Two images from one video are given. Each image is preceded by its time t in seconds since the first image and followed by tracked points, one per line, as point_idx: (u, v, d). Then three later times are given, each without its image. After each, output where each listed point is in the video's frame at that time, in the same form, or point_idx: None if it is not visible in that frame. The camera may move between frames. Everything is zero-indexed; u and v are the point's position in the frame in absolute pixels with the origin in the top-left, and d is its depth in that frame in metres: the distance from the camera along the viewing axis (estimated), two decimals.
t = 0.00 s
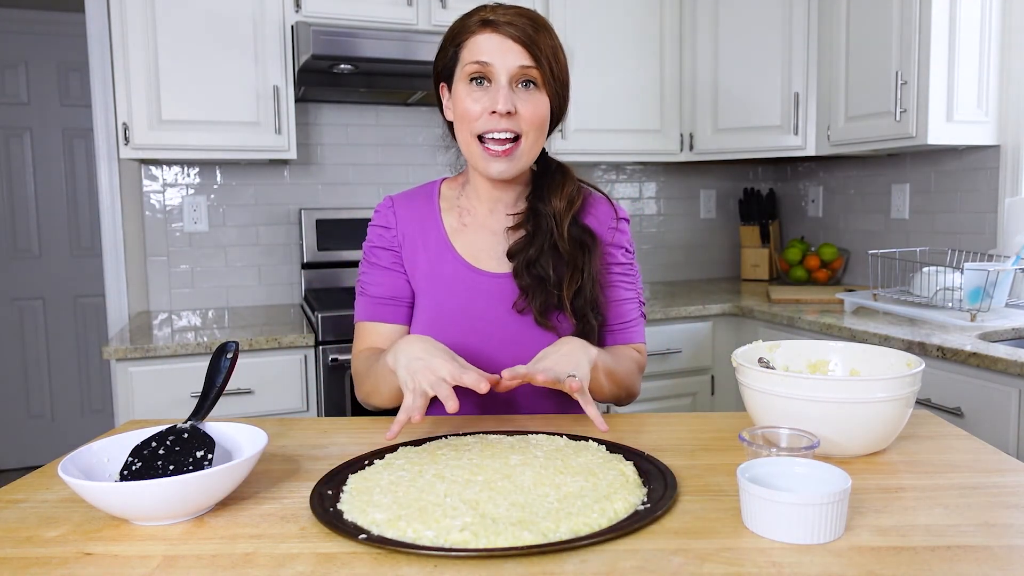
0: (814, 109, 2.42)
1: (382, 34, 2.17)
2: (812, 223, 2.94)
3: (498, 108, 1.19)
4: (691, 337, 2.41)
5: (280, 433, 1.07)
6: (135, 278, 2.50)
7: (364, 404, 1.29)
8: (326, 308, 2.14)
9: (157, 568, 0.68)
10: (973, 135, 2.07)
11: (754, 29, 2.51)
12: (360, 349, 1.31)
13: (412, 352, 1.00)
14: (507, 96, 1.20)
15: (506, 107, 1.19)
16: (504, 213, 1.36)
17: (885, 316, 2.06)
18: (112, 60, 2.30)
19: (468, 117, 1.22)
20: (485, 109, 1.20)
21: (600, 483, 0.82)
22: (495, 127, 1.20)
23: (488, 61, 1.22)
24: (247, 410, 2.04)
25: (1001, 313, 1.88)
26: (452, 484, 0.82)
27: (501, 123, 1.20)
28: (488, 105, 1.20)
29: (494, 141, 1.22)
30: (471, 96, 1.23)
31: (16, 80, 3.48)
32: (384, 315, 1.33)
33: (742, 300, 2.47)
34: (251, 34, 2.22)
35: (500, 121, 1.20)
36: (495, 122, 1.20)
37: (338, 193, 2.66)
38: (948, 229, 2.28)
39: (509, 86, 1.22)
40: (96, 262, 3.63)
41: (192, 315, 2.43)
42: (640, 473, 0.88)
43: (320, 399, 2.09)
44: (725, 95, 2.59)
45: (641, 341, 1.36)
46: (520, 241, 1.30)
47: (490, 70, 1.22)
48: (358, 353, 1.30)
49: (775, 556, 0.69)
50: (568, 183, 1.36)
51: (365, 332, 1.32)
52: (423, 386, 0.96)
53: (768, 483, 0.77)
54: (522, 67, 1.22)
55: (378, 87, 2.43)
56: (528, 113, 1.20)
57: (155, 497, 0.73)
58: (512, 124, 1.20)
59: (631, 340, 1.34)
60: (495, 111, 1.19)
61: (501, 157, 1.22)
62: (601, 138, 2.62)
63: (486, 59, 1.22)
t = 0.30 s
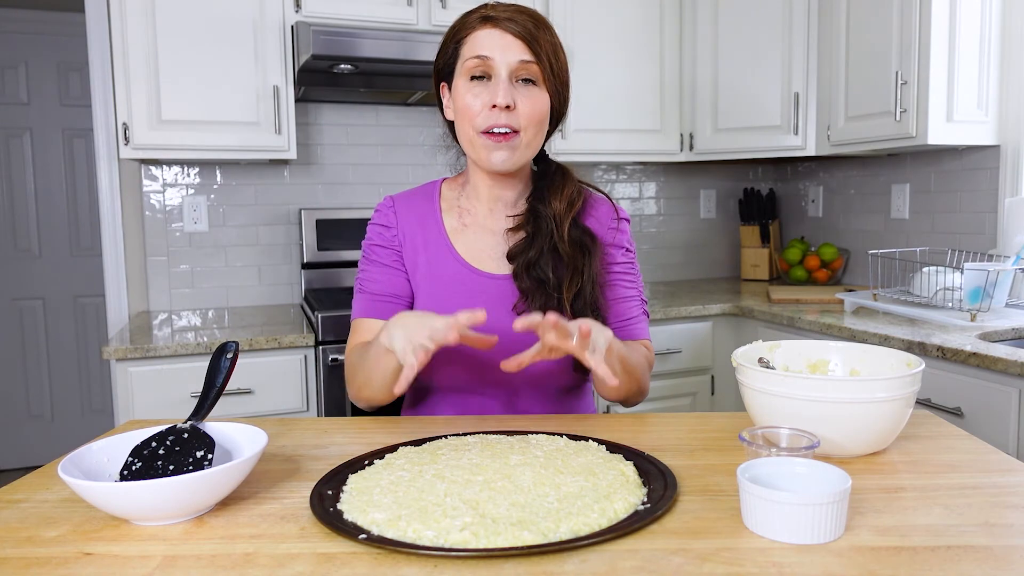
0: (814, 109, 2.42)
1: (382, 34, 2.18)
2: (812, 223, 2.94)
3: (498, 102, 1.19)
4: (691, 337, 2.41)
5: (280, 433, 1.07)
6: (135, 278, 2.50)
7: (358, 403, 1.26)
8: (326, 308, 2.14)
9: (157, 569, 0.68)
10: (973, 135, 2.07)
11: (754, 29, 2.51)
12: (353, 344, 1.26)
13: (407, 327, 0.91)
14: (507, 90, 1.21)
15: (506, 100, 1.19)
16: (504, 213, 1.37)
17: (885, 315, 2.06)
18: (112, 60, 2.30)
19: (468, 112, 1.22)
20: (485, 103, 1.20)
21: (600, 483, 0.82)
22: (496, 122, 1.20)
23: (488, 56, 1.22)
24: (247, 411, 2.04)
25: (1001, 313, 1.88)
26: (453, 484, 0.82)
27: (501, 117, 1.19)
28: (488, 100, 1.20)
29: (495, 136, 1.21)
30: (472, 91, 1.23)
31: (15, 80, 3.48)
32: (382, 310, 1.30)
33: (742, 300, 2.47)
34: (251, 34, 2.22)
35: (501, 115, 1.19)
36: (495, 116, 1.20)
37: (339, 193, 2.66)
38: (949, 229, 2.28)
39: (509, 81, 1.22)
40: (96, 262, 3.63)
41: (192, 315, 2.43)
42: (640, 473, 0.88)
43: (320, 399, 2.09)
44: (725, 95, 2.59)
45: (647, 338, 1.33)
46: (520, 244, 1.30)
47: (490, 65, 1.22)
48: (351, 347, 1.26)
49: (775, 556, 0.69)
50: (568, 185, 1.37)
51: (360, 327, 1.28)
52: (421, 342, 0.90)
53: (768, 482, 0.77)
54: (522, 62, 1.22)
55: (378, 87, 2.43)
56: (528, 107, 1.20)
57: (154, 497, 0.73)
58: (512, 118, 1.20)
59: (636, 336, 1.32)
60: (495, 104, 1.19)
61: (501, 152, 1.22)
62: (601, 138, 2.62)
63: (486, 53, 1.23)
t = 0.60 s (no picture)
0: (814, 109, 2.42)
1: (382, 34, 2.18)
2: (812, 223, 2.94)
3: (499, 99, 1.19)
4: (691, 337, 2.41)
5: (280, 433, 1.08)
6: (135, 278, 2.50)
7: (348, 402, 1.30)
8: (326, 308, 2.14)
9: (157, 568, 0.68)
10: (973, 135, 2.07)
11: (753, 29, 2.51)
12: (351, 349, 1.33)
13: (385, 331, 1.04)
14: (509, 87, 1.21)
15: (507, 97, 1.19)
16: (504, 214, 1.36)
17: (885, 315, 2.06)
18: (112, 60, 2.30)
19: (469, 108, 1.22)
20: (486, 100, 1.20)
21: (600, 483, 0.82)
22: (496, 118, 1.20)
23: (490, 53, 1.23)
24: (247, 411, 2.04)
25: (1001, 313, 1.88)
26: (452, 484, 0.82)
27: (502, 113, 1.19)
28: (489, 96, 1.20)
29: (495, 132, 1.21)
30: (473, 88, 1.23)
31: (15, 80, 3.48)
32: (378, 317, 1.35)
33: (742, 300, 2.47)
34: (251, 34, 2.22)
35: (501, 112, 1.19)
36: (496, 112, 1.20)
37: (339, 193, 2.66)
38: (949, 229, 2.28)
39: (511, 78, 1.22)
40: (96, 262, 3.63)
41: (192, 315, 2.43)
42: (640, 473, 0.88)
43: (320, 398, 2.09)
44: (725, 94, 2.59)
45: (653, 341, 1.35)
46: (523, 244, 1.30)
47: (493, 62, 1.22)
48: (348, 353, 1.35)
49: (775, 556, 0.69)
50: (570, 186, 1.37)
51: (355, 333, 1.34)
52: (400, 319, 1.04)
53: (768, 482, 0.77)
54: (524, 60, 1.22)
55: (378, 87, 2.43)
56: (529, 106, 1.20)
57: (154, 497, 0.73)
58: (513, 115, 1.20)
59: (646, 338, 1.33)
60: (496, 101, 1.19)
61: (501, 148, 1.22)
62: (601, 138, 2.62)
63: (489, 50, 1.23)
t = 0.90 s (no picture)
0: (814, 109, 2.42)
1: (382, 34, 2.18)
2: (812, 224, 2.94)
3: (503, 98, 1.19)
4: (691, 337, 2.41)
5: (280, 433, 1.08)
6: (136, 278, 2.50)
7: (360, 396, 1.27)
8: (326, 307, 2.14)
9: (157, 568, 0.68)
10: (973, 135, 2.07)
11: (753, 29, 2.51)
12: (354, 341, 1.26)
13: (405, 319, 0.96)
14: (513, 88, 1.21)
15: (511, 97, 1.19)
16: (506, 214, 1.36)
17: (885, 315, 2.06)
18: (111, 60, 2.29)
19: (473, 108, 1.22)
20: (490, 99, 1.20)
21: (600, 483, 0.82)
22: (500, 118, 1.20)
23: (495, 54, 1.23)
24: (247, 411, 2.04)
25: (1001, 313, 1.88)
26: (453, 484, 0.82)
27: (506, 114, 1.19)
28: (493, 96, 1.20)
29: (498, 132, 1.21)
30: (477, 88, 1.22)
31: (15, 80, 3.48)
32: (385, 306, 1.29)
33: (742, 300, 2.47)
34: (251, 34, 2.22)
35: (505, 112, 1.19)
36: (500, 113, 1.19)
37: (339, 193, 2.66)
38: (949, 229, 2.28)
39: (515, 79, 1.22)
40: (96, 262, 3.63)
41: (192, 315, 2.43)
42: (641, 473, 0.88)
43: (320, 398, 2.09)
44: (725, 95, 2.59)
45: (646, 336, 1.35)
46: (521, 241, 1.30)
47: (497, 63, 1.22)
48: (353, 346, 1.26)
49: (775, 556, 0.69)
50: (568, 182, 1.36)
51: (361, 324, 1.28)
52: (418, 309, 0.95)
53: (768, 483, 0.77)
54: (528, 62, 1.22)
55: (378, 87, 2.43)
56: (533, 106, 1.20)
57: (154, 497, 0.73)
58: (517, 116, 1.20)
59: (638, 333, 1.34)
60: (499, 100, 1.19)
61: (504, 148, 1.22)
62: (601, 138, 2.62)
63: (494, 51, 1.23)
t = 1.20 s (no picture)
0: (814, 109, 2.42)
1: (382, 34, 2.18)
2: (812, 224, 2.94)
3: (507, 103, 1.19)
4: (691, 337, 2.41)
5: (280, 433, 1.08)
6: (135, 278, 2.50)
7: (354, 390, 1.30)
8: (326, 307, 2.15)
9: (157, 569, 0.68)
10: (974, 135, 2.07)
11: (753, 29, 2.51)
12: (338, 335, 1.33)
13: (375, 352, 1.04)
14: (517, 92, 1.21)
15: (514, 102, 1.19)
16: (506, 215, 1.36)
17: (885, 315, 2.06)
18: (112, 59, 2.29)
19: (476, 110, 1.22)
20: (494, 104, 1.20)
21: (600, 483, 0.82)
22: (504, 123, 1.20)
23: (500, 55, 1.22)
24: (247, 411, 2.04)
25: (1001, 313, 1.88)
26: (453, 484, 0.82)
27: (510, 119, 1.20)
28: (497, 100, 1.20)
29: (503, 136, 1.22)
30: (481, 90, 1.22)
31: (16, 80, 3.48)
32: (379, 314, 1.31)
33: (742, 300, 2.47)
34: (251, 34, 2.22)
35: (509, 117, 1.20)
36: (504, 118, 1.20)
37: (339, 193, 2.66)
38: (949, 229, 2.28)
39: (519, 82, 1.22)
40: (96, 262, 3.63)
41: (192, 315, 2.43)
42: (641, 473, 0.88)
43: (320, 399, 2.09)
44: (725, 95, 2.59)
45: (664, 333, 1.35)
46: (528, 247, 1.30)
47: (502, 64, 1.22)
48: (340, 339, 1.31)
49: (775, 556, 0.69)
50: (576, 187, 1.37)
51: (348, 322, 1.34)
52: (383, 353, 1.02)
53: (768, 482, 0.77)
54: (533, 64, 1.22)
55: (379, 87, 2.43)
56: (537, 111, 1.21)
57: (154, 497, 0.73)
58: (520, 121, 1.20)
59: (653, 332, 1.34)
60: (504, 105, 1.19)
61: (507, 152, 1.23)
62: (602, 138, 2.62)
63: (498, 52, 1.22)
